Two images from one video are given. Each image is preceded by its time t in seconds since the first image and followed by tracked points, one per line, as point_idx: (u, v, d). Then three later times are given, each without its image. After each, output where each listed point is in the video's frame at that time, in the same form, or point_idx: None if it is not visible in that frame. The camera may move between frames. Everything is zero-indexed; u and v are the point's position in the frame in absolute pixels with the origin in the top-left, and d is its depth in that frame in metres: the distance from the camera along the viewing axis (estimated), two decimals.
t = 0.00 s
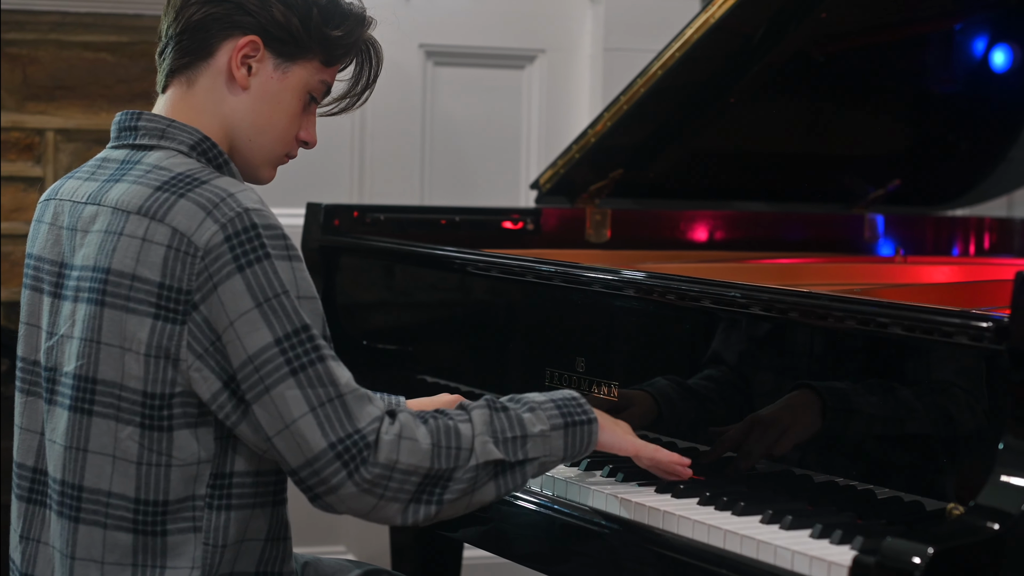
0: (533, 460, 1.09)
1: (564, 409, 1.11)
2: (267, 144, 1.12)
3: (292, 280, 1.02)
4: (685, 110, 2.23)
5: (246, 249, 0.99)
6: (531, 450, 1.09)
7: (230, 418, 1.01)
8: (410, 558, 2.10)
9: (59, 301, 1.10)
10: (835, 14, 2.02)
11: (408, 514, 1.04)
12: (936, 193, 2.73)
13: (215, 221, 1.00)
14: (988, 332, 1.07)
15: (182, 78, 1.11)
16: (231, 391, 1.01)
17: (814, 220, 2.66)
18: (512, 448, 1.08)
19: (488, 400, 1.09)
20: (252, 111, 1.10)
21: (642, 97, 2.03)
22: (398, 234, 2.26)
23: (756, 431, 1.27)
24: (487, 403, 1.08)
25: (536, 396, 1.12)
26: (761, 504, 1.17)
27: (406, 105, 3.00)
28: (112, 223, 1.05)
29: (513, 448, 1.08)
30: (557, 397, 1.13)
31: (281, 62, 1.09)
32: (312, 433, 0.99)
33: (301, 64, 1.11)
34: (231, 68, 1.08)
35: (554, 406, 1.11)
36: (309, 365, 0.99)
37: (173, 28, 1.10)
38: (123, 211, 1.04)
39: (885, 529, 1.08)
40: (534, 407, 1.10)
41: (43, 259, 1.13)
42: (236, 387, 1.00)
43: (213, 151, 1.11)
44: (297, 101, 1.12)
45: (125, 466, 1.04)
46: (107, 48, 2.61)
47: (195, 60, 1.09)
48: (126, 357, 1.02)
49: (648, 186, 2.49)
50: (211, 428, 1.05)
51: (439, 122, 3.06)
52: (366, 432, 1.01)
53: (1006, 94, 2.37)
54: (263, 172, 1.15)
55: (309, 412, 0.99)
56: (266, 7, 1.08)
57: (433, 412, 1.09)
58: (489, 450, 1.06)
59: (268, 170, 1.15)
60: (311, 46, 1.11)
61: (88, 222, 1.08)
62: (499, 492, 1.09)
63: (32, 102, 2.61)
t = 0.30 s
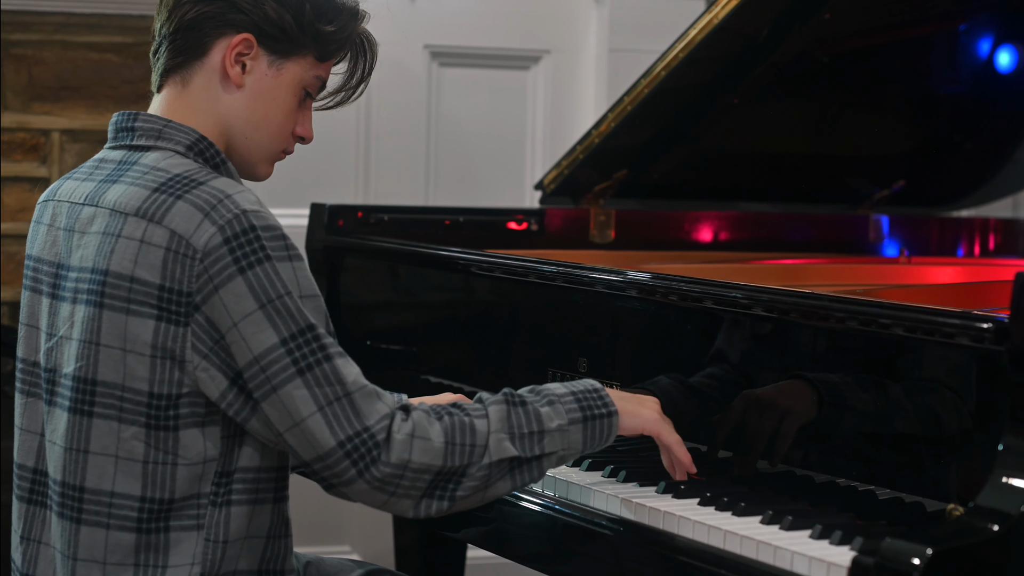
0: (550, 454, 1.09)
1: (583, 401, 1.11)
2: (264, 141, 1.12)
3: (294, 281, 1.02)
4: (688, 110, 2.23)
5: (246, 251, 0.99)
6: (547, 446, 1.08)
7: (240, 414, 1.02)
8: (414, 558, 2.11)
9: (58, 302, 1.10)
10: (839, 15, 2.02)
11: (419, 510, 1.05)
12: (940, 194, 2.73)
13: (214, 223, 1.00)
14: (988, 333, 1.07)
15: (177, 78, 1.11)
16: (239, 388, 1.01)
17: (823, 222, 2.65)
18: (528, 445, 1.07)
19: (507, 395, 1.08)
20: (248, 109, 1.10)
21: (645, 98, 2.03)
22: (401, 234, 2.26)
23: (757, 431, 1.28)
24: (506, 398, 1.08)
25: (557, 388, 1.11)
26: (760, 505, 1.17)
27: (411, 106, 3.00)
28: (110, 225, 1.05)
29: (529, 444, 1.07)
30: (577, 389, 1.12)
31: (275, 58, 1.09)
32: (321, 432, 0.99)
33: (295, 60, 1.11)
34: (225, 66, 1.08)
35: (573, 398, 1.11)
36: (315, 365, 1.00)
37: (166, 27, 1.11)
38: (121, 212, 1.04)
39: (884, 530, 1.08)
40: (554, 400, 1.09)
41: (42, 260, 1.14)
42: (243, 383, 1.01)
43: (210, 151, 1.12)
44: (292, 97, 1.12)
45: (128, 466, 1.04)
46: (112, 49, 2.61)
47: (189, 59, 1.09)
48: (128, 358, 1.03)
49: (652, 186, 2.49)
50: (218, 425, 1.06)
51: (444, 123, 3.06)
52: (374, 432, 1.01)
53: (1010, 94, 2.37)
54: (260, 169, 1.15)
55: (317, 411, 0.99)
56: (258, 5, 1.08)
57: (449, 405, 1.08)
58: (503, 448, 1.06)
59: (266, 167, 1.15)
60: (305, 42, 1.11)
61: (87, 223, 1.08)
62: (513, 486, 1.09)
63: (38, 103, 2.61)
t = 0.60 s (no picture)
0: (530, 487, 1.09)
1: (566, 438, 1.12)
2: (263, 141, 1.12)
3: (287, 288, 1.03)
4: (693, 111, 2.23)
5: (242, 257, 1.00)
6: (528, 479, 1.09)
7: (229, 419, 1.03)
8: (419, 558, 2.11)
9: (57, 303, 1.11)
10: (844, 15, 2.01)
11: (396, 531, 1.06)
12: (946, 194, 2.72)
13: (210, 228, 1.01)
14: (990, 333, 1.07)
15: (175, 78, 1.12)
16: (228, 393, 1.02)
17: (826, 221, 2.64)
18: (508, 477, 1.08)
19: (491, 427, 1.09)
20: (246, 109, 1.11)
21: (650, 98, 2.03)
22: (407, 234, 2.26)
23: (760, 431, 1.28)
24: (490, 429, 1.09)
25: (541, 424, 1.12)
26: (762, 504, 1.17)
27: (417, 106, 3.00)
28: (108, 228, 1.05)
29: (510, 476, 1.09)
30: (560, 426, 1.13)
31: (273, 58, 1.10)
32: (308, 442, 1.00)
33: (293, 60, 1.11)
34: (223, 66, 1.09)
35: (556, 436, 1.12)
36: (305, 376, 1.01)
37: (164, 28, 1.11)
38: (120, 215, 1.05)
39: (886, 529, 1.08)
40: (537, 436, 1.11)
41: (41, 261, 1.15)
42: (234, 389, 1.02)
43: (209, 154, 1.11)
44: (290, 97, 1.12)
45: (127, 467, 1.05)
46: (119, 50, 2.61)
47: (187, 59, 1.10)
48: (124, 361, 1.03)
49: (657, 187, 2.49)
50: (211, 427, 1.06)
51: (451, 123, 3.06)
52: (359, 446, 1.02)
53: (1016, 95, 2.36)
54: (260, 168, 1.15)
55: (304, 423, 1.01)
56: (256, 5, 1.09)
57: (434, 433, 1.10)
58: (484, 477, 1.06)
59: (265, 167, 1.15)
60: (303, 42, 1.12)
61: (86, 225, 1.09)
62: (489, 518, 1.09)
63: (45, 104, 2.60)
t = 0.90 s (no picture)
0: (502, 490, 1.10)
1: (537, 439, 1.13)
2: (260, 142, 1.12)
3: (270, 289, 1.03)
4: (697, 111, 2.23)
5: (229, 258, 1.01)
6: (500, 480, 1.10)
7: (206, 422, 1.02)
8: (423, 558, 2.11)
9: (55, 304, 1.11)
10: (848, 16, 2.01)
11: (371, 539, 1.06)
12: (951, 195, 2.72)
13: (200, 228, 1.01)
14: (991, 333, 1.07)
15: (172, 78, 1.12)
16: (209, 397, 1.02)
17: (831, 222, 2.63)
18: (480, 479, 1.09)
19: (461, 429, 1.10)
20: (243, 110, 1.11)
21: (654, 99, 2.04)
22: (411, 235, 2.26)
23: (762, 431, 1.28)
24: (460, 431, 1.10)
25: (511, 426, 1.13)
26: (763, 504, 1.17)
27: (423, 106, 3.01)
28: (102, 228, 1.06)
29: (482, 478, 1.09)
30: (531, 426, 1.14)
31: (271, 59, 1.10)
32: (282, 448, 1.00)
33: (290, 61, 1.12)
34: (220, 67, 1.09)
35: (527, 436, 1.13)
36: (283, 380, 1.01)
37: (162, 28, 1.11)
38: (113, 216, 1.05)
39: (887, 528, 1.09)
40: (508, 437, 1.12)
41: (39, 262, 1.15)
42: (213, 393, 1.02)
43: (204, 154, 1.12)
44: (288, 98, 1.12)
45: (120, 468, 1.05)
46: (125, 51, 2.61)
47: (185, 59, 1.10)
48: (114, 361, 1.03)
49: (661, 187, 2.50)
50: (194, 428, 1.06)
51: (457, 123, 3.06)
52: (335, 452, 1.02)
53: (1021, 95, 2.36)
54: (256, 169, 1.15)
55: (281, 428, 1.00)
56: (254, 5, 1.09)
57: (404, 437, 1.10)
58: (457, 481, 1.07)
59: (262, 168, 1.15)
60: (301, 43, 1.12)
61: (81, 225, 1.09)
62: (463, 522, 1.10)
63: (50, 104, 2.60)
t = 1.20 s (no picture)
0: (516, 454, 1.10)
1: (544, 400, 1.12)
2: (251, 139, 1.13)
3: (267, 283, 1.02)
4: (702, 111, 2.23)
5: (221, 255, 1.00)
6: (513, 446, 1.09)
7: (213, 422, 1.02)
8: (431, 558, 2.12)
9: (49, 306, 1.12)
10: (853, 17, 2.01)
11: (391, 518, 1.05)
12: (960, 195, 2.71)
13: (189, 227, 1.01)
14: (993, 334, 1.07)
15: (162, 76, 1.13)
16: (212, 396, 1.02)
17: (841, 223, 2.63)
18: (493, 446, 1.08)
19: (468, 399, 1.09)
20: (233, 108, 1.11)
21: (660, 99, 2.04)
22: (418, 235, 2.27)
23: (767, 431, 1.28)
24: (468, 401, 1.09)
25: (517, 389, 1.12)
26: (766, 505, 1.17)
27: (430, 106, 3.01)
28: (93, 230, 1.07)
29: (495, 446, 1.08)
30: (538, 387, 1.13)
31: (260, 56, 1.10)
32: (292, 438, 0.99)
33: (280, 58, 1.11)
34: (209, 65, 1.09)
35: (535, 398, 1.12)
36: (287, 371, 1.00)
37: (152, 25, 1.12)
38: (103, 218, 1.06)
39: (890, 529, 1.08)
40: (515, 401, 1.10)
41: (33, 265, 1.16)
42: (217, 391, 1.01)
43: (193, 151, 1.12)
44: (278, 95, 1.12)
45: (120, 470, 1.06)
46: (133, 51, 2.62)
47: (174, 58, 1.11)
48: (111, 363, 1.04)
49: (667, 187, 2.50)
50: (198, 429, 1.06)
51: (464, 123, 3.06)
52: (345, 439, 1.01)
53: None
54: (248, 167, 1.16)
55: (289, 419, 0.99)
56: (243, 3, 1.09)
57: (410, 413, 1.09)
58: (471, 452, 1.06)
59: (253, 165, 1.16)
60: (290, 40, 1.12)
61: (73, 227, 1.10)
62: (481, 490, 1.10)
63: (58, 104, 2.61)
